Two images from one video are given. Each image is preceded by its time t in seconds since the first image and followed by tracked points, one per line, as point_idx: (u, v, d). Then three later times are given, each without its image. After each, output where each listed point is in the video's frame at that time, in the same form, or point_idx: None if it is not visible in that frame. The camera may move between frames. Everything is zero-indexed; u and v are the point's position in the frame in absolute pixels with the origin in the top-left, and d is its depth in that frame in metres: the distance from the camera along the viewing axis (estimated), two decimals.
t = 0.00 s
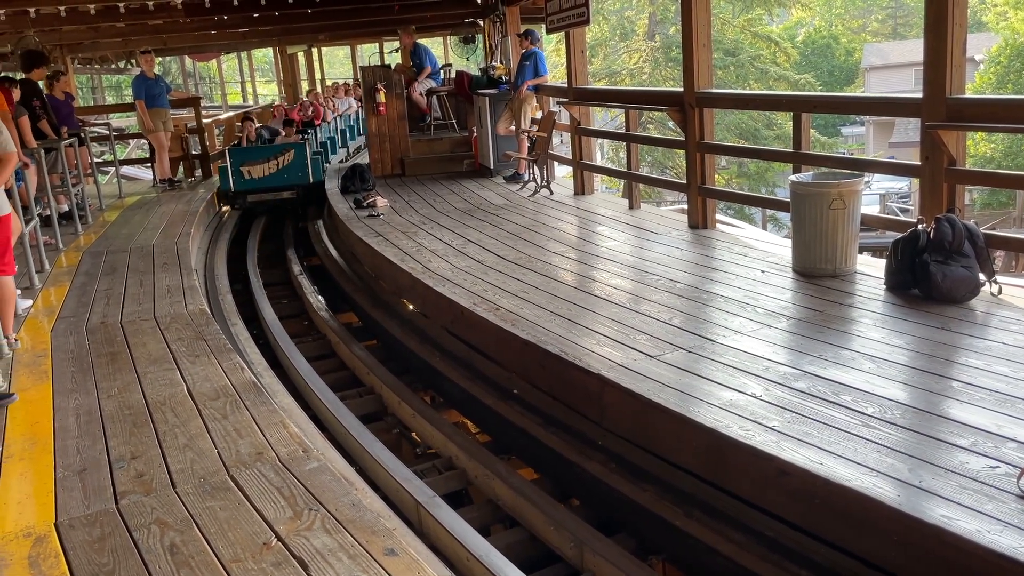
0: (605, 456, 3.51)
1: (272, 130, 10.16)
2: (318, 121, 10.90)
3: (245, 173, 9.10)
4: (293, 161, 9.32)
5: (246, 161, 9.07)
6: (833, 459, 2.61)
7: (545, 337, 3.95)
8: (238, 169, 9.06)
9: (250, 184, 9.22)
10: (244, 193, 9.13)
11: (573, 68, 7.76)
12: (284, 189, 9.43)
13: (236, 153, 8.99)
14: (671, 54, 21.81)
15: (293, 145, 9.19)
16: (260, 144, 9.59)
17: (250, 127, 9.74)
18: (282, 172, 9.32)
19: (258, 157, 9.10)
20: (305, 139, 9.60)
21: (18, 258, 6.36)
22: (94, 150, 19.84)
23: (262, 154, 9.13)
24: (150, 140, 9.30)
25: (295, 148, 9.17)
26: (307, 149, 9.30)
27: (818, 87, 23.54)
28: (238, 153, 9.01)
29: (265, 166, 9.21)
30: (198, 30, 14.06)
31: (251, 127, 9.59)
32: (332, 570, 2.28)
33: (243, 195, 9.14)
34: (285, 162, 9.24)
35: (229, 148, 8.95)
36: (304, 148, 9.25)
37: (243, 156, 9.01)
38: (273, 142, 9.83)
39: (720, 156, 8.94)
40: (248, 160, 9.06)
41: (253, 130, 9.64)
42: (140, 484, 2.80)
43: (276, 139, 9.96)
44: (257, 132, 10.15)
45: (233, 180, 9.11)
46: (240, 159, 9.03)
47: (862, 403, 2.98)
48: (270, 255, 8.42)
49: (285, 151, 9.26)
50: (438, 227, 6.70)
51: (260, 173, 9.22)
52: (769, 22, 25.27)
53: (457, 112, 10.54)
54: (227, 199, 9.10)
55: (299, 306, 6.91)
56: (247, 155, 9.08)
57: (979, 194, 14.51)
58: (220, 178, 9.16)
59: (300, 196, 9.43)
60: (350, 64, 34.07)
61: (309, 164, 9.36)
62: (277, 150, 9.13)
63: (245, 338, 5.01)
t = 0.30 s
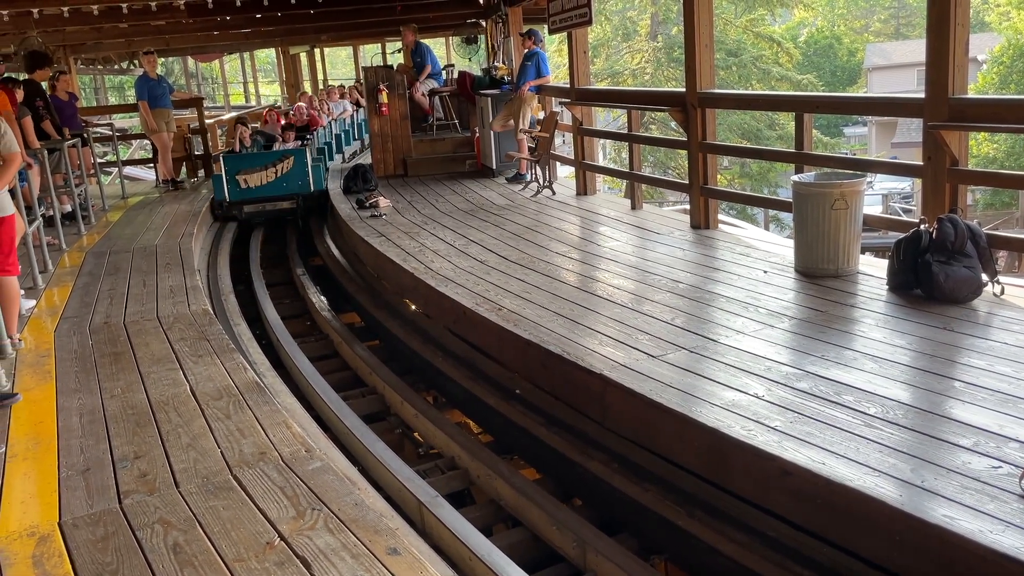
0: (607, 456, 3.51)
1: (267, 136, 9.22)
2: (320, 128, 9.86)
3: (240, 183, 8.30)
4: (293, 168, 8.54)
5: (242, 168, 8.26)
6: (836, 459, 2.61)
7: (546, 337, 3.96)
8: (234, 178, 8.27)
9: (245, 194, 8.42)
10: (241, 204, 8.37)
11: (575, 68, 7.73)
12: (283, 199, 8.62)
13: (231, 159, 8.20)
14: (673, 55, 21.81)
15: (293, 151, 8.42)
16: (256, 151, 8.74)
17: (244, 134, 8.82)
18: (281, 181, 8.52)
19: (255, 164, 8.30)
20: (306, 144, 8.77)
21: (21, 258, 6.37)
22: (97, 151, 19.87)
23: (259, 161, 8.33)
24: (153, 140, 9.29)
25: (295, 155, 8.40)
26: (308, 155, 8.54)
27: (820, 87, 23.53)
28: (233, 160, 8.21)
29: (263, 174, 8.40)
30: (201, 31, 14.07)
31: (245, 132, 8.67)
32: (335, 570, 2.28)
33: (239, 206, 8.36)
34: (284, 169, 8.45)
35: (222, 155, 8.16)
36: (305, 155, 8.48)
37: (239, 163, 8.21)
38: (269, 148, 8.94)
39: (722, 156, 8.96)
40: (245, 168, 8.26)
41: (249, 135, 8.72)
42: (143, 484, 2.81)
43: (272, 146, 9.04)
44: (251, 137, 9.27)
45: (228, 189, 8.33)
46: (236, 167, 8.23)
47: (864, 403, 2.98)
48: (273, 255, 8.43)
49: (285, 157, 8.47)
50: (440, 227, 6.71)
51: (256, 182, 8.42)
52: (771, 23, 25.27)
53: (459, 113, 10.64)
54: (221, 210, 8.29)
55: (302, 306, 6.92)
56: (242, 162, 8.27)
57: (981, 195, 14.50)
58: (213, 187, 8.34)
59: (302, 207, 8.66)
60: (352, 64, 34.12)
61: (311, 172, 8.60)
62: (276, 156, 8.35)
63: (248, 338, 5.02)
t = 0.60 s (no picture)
0: (609, 456, 3.52)
1: (264, 141, 8.71)
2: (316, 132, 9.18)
3: (238, 191, 7.75)
4: (295, 175, 7.98)
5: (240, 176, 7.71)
6: (838, 460, 2.61)
7: (548, 337, 3.96)
8: (230, 186, 7.73)
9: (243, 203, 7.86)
10: (239, 215, 7.82)
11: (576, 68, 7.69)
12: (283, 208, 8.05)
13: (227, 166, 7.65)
14: (675, 55, 21.82)
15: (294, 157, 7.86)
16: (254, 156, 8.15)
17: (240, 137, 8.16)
18: (282, 189, 7.96)
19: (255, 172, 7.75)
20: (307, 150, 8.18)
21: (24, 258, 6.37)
22: (98, 152, 19.92)
23: (258, 167, 7.78)
24: (155, 141, 9.31)
25: (296, 161, 7.85)
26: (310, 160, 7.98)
27: (822, 87, 23.55)
28: (230, 167, 7.69)
29: (262, 181, 7.85)
30: (203, 31, 14.07)
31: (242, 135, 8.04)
32: (337, 569, 2.29)
33: (236, 216, 7.80)
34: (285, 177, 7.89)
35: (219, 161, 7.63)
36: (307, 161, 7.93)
37: (236, 170, 7.68)
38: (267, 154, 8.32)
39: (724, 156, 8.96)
40: (243, 175, 7.72)
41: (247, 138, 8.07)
42: (145, 483, 2.82)
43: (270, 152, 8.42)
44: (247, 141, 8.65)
45: (225, 198, 7.78)
46: (234, 174, 7.69)
47: (866, 402, 2.98)
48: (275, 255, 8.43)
49: (286, 163, 7.92)
50: (442, 227, 6.71)
51: (255, 190, 7.87)
52: (772, 23, 25.27)
53: (460, 114, 10.83)
54: (217, 221, 7.74)
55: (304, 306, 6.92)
56: (240, 169, 7.74)
57: (982, 195, 14.51)
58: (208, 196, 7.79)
59: (305, 218, 8.10)
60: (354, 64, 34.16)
61: (314, 178, 8.05)
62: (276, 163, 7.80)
63: (250, 338, 5.01)
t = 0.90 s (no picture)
0: (610, 455, 3.52)
1: (260, 145, 8.31)
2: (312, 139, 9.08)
3: (235, 200, 7.37)
4: (297, 182, 7.57)
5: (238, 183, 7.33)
6: (839, 459, 2.62)
7: (549, 336, 3.97)
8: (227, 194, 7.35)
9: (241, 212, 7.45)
10: (237, 225, 7.43)
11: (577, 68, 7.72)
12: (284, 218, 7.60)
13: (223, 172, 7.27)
14: (675, 54, 21.82)
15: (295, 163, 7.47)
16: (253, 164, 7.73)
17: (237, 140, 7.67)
18: (283, 197, 7.56)
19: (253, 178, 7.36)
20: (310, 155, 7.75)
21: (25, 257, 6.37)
22: (99, 151, 19.93)
23: (257, 174, 7.39)
24: (156, 140, 9.37)
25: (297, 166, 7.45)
26: (313, 166, 7.58)
27: (823, 87, 23.55)
28: (227, 174, 7.32)
29: (262, 189, 7.45)
30: (204, 30, 14.06)
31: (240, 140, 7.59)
32: (339, 568, 2.29)
33: (234, 226, 7.40)
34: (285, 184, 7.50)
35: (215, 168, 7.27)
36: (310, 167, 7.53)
37: (233, 177, 7.30)
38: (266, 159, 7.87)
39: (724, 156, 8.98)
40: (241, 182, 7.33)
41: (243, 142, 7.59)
42: (147, 481, 2.82)
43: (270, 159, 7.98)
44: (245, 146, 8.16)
45: (222, 207, 7.40)
46: (231, 181, 7.32)
47: (867, 402, 2.99)
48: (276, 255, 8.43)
49: (287, 169, 7.53)
50: (443, 226, 6.71)
51: (254, 199, 7.47)
52: (772, 23, 25.27)
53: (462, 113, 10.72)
54: (213, 232, 7.35)
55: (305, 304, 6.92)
56: (238, 176, 7.36)
57: (982, 195, 14.52)
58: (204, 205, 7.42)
59: (307, 228, 7.68)
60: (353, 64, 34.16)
61: (317, 186, 7.65)
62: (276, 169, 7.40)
63: (251, 337, 5.01)
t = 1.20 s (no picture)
0: (610, 453, 3.53)
1: (257, 148, 7.76)
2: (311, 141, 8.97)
3: (235, 207, 6.87)
4: (301, 188, 7.08)
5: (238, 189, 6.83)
6: (839, 457, 2.62)
7: (549, 334, 3.97)
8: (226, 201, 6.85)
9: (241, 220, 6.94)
10: (236, 234, 6.93)
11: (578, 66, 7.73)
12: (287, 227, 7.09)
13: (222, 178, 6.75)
14: (675, 53, 21.80)
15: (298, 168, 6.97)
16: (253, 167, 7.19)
17: (234, 145, 7.12)
18: (287, 204, 7.06)
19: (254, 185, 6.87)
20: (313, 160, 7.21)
21: (25, 255, 6.37)
22: (98, 149, 19.95)
23: (258, 180, 6.88)
24: (157, 139, 9.34)
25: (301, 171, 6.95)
26: (317, 171, 7.08)
27: (822, 85, 23.56)
28: (226, 179, 6.81)
29: (263, 196, 6.95)
30: (204, 28, 14.05)
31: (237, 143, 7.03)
32: (341, 565, 2.29)
33: (233, 236, 6.89)
34: (288, 190, 6.99)
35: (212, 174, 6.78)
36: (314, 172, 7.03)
37: (232, 183, 6.79)
38: (265, 165, 7.30)
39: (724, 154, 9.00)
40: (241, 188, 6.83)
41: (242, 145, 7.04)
42: (148, 479, 2.83)
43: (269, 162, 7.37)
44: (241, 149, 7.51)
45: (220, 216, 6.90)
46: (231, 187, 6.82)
47: (867, 400, 2.99)
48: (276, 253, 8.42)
49: (290, 175, 7.02)
50: (443, 225, 6.71)
51: (255, 206, 6.96)
52: (772, 21, 25.27)
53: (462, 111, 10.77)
54: (211, 242, 6.84)
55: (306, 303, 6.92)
56: (237, 182, 6.85)
57: (982, 193, 14.50)
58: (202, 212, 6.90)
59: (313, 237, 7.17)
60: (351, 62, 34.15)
61: (323, 192, 7.15)
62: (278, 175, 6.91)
63: (251, 336, 5.01)
